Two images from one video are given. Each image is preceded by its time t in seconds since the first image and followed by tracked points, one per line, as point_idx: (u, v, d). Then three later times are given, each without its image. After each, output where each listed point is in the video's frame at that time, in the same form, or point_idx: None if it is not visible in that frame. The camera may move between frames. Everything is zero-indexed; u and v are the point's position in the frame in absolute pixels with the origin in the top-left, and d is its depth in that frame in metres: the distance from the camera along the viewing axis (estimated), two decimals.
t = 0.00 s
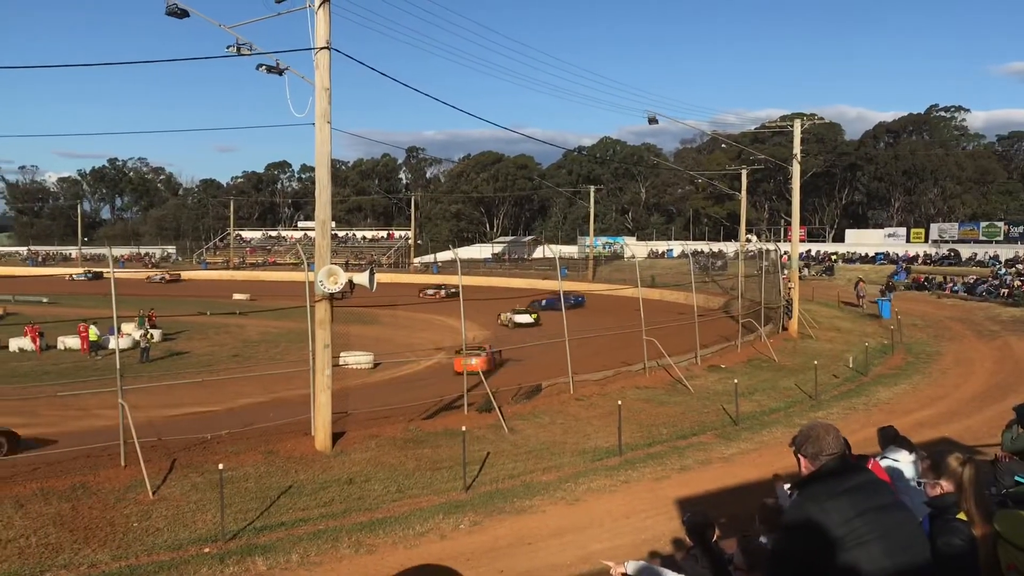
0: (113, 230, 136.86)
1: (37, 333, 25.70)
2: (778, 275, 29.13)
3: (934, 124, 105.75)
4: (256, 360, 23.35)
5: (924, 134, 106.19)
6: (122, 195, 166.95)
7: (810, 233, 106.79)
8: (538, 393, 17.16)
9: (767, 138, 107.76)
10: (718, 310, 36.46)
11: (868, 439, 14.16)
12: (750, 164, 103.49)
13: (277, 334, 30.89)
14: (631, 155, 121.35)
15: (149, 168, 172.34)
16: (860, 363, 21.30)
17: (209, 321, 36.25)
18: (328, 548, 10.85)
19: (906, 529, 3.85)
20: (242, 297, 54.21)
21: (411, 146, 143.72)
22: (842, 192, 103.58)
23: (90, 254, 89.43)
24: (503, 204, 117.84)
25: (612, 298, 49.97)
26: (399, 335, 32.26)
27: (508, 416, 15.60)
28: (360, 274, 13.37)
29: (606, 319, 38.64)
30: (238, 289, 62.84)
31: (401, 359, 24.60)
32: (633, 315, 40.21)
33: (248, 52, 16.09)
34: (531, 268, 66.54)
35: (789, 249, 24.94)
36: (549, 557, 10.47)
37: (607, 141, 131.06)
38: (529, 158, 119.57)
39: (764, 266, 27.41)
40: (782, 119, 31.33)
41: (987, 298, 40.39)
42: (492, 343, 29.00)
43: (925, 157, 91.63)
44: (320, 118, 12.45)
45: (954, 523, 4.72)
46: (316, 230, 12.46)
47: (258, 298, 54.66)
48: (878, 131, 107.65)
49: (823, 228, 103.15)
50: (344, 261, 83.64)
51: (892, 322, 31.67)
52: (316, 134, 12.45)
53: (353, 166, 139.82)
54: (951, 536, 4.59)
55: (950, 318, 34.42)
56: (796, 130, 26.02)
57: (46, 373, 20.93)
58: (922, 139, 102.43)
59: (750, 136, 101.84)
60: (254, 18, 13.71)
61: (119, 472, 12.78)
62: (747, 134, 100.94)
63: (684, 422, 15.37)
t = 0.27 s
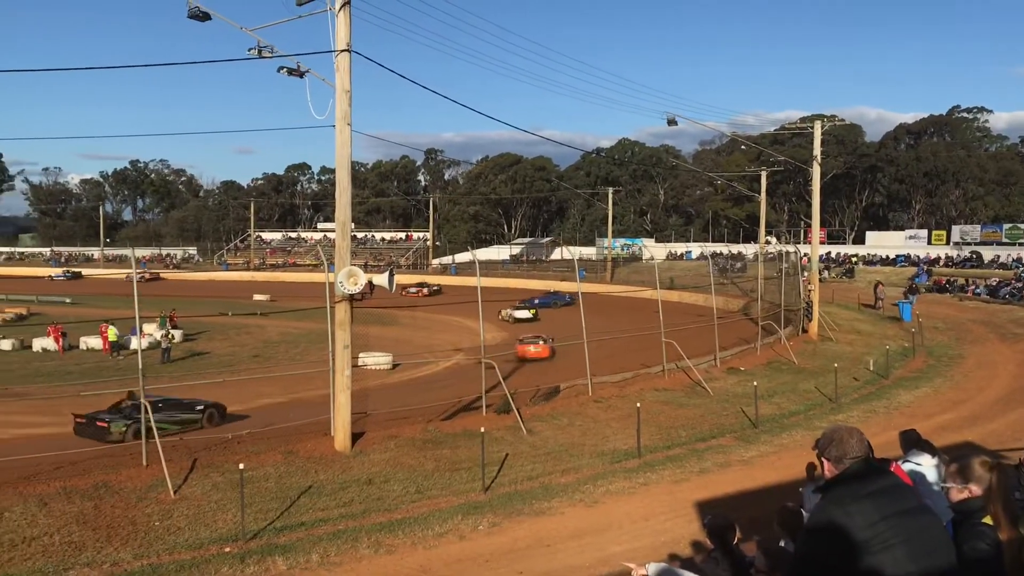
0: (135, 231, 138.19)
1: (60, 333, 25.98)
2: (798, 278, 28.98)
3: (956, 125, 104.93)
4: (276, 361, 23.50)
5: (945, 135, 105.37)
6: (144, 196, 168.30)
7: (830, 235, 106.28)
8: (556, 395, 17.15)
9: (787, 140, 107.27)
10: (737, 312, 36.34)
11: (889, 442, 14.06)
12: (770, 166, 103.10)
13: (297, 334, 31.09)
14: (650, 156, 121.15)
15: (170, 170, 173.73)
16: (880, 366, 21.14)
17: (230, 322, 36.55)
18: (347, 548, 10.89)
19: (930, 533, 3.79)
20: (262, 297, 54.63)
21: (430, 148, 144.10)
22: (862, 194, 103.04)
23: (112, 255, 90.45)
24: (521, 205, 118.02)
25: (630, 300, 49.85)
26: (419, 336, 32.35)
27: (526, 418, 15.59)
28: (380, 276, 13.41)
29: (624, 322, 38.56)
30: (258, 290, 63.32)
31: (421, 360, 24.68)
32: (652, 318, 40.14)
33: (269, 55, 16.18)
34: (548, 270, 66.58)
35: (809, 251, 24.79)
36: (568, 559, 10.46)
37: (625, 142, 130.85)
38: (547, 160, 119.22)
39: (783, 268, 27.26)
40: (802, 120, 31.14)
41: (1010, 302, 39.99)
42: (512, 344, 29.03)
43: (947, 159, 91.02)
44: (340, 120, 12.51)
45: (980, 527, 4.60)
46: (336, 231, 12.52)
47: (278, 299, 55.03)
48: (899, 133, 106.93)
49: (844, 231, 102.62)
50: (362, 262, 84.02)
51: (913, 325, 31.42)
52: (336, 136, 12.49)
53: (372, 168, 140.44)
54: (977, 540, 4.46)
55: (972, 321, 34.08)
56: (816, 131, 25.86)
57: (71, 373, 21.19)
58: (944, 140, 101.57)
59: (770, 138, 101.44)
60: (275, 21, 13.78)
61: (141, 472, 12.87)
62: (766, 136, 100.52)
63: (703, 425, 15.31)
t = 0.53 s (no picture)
0: (164, 231, 139.86)
1: (90, 331, 26.30)
2: (826, 279, 28.77)
3: (987, 125, 103.67)
4: (303, 360, 23.67)
5: (976, 135, 104.12)
6: (173, 196, 169.96)
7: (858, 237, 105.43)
8: (582, 396, 17.14)
9: (814, 140, 106.49)
10: (764, 314, 36.13)
11: (919, 446, 13.89)
12: (798, 166, 102.50)
13: (324, 333, 31.31)
14: (676, 157, 120.70)
15: (199, 171, 175.48)
16: (909, 369, 20.92)
17: (258, 321, 36.89)
18: (373, 546, 10.92)
19: (966, 537, 3.76)
20: (289, 297, 55.12)
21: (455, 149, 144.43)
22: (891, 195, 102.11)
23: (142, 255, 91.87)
24: (546, 206, 118.09)
25: (655, 301, 49.65)
26: (444, 336, 32.40)
27: (551, 418, 15.57)
28: (407, 275, 13.47)
29: (650, 323, 38.43)
30: (284, 289, 63.93)
31: (447, 360, 24.74)
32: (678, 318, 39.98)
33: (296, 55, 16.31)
34: (573, 271, 66.52)
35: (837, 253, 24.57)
36: (593, 560, 10.43)
37: (651, 143, 130.41)
38: (573, 160, 118.84)
39: (811, 270, 27.05)
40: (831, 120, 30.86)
41: None
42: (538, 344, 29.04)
43: (978, 160, 90.01)
44: (368, 122, 12.59)
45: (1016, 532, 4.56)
46: (363, 232, 12.62)
47: (304, 298, 55.49)
48: (929, 133, 105.82)
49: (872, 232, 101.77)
50: (388, 262, 84.37)
51: (944, 328, 31.04)
52: (364, 137, 12.56)
53: (398, 169, 141.15)
54: (1013, 545, 4.43)
55: (1004, 324, 33.57)
56: (845, 132, 25.66)
57: (103, 370, 21.50)
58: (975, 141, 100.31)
59: (797, 138, 100.82)
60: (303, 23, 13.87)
61: (170, 469, 13.00)
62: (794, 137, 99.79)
63: (730, 427, 15.21)
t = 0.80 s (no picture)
0: (195, 230, 141.60)
1: (122, 329, 26.63)
2: (857, 279, 28.50)
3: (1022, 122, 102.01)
4: (332, 357, 23.83)
5: (1011, 133, 102.57)
6: (203, 195, 171.68)
7: (889, 236, 104.39)
8: (609, 395, 17.10)
9: (845, 138, 105.48)
10: (793, 314, 35.86)
11: (953, 448, 13.66)
12: (828, 164, 101.73)
13: (353, 331, 31.52)
14: (705, 155, 120.08)
15: (229, 169, 177.23)
16: (942, 370, 20.64)
17: (287, 319, 37.25)
18: (401, 544, 10.94)
19: (1007, 544, 3.51)
20: (318, 295, 55.59)
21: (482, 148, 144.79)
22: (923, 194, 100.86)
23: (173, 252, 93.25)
24: (573, 204, 118.05)
25: (682, 301, 49.41)
26: (472, 335, 32.50)
27: (579, 418, 15.54)
28: (434, 274, 13.46)
29: (677, 322, 38.28)
30: (312, 287, 64.51)
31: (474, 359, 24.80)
32: (705, 318, 39.83)
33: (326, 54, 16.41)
34: (600, 270, 66.50)
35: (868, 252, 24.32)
36: (621, 559, 10.37)
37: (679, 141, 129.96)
38: (600, 158, 118.66)
39: (842, 269, 26.82)
40: (862, 118, 30.52)
41: None
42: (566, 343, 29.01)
43: (1015, 157, 88.83)
44: (397, 120, 12.61)
45: None
46: (391, 231, 12.65)
47: (332, 296, 55.95)
48: (962, 130, 104.35)
49: (904, 231, 100.67)
50: (415, 261, 84.84)
51: (977, 328, 30.60)
52: (392, 136, 12.59)
53: (425, 168, 141.65)
54: None
55: None
56: (877, 130, 25.37)
57: (137, 366, 21.84)
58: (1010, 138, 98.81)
59: (828, 136, 99.98)
60: (331, 22, 13.93)
61: (200, 465, 13.12)
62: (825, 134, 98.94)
63: (759, 427, 15.08)
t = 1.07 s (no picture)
0: (225, 229, 143.08)
1: (153, 326, 26.90)
2: (888, 277, 28.24)
3: None
4: (361, 355, 23.98)
5: None
6: (234, 194, 173.08)
7: (922, 234, 103.34)
8: (637, 395, 17.04)
9: (876, 135, 104.42)
10: (824, 313, 35.60)
11: (988, 449, 13.46)
12: (859, 161, 100.92)
13: (381, 330, 31.70)
14: (734, 153, 119.24)
15: (258, 169, 178.66)
16: (976, 370, 20.36)
17: (316, 317, 37.59)
18: (430, 542, 10.96)
19: None
20: (346, 293, 56.00)
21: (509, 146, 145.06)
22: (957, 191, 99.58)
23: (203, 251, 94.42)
24: (601, 202, 117.87)
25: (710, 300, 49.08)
26: (500, 333, 32.58)
27: (607, 417, 15.49)
28: (462, 273, 13.47)
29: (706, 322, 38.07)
30: (340, 285, 64.97)
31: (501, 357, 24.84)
32: (734, 317, 39.66)
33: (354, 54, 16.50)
34: (628, 269, 66.45)
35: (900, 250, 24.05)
36: (650, 559, 10.30)
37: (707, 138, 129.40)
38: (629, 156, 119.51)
39: (873, 268, 26.58)
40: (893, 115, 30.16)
41: None
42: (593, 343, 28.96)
43: None
44: (425, 120, 12.62)
45: None
46: (419, 229, 12.67)
47: (360, 295, 56.32)
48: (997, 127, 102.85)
49: (937, 229, 99.51)
50: (443, 259, 85.22)
51: (1012, 327, 30.17)
52: (421, 135, 12.61)
53: (452, 166, 141.96)
54: None
55: None
56: (909, 127, 25.08)
57: (169, 364, 22.15)
58: None
59: (859, 133, 99.05)
60: (359, 22, 13.99)
61: (231, 462, 13.24)
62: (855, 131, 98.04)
63: (789, 427, 14.96)
